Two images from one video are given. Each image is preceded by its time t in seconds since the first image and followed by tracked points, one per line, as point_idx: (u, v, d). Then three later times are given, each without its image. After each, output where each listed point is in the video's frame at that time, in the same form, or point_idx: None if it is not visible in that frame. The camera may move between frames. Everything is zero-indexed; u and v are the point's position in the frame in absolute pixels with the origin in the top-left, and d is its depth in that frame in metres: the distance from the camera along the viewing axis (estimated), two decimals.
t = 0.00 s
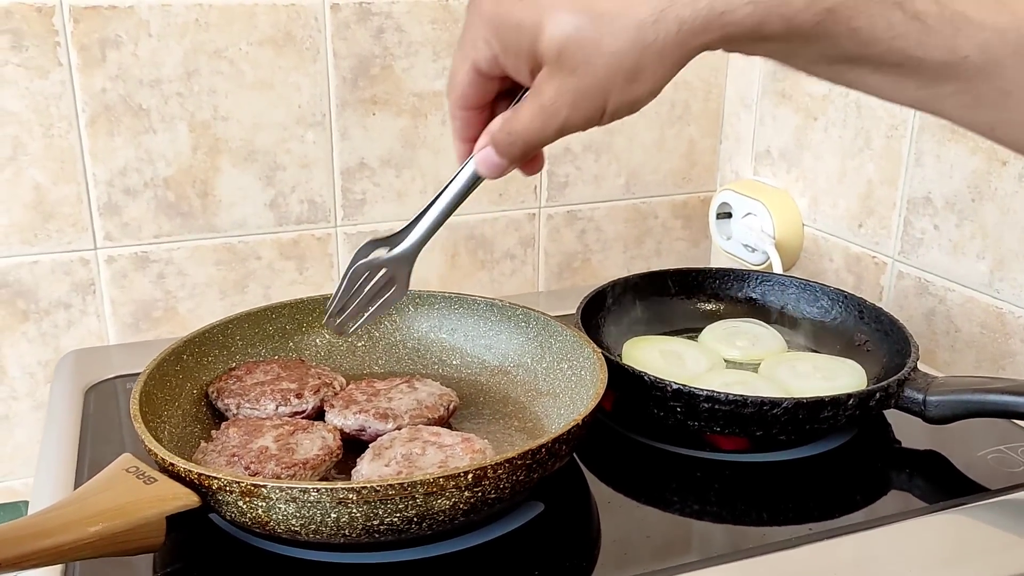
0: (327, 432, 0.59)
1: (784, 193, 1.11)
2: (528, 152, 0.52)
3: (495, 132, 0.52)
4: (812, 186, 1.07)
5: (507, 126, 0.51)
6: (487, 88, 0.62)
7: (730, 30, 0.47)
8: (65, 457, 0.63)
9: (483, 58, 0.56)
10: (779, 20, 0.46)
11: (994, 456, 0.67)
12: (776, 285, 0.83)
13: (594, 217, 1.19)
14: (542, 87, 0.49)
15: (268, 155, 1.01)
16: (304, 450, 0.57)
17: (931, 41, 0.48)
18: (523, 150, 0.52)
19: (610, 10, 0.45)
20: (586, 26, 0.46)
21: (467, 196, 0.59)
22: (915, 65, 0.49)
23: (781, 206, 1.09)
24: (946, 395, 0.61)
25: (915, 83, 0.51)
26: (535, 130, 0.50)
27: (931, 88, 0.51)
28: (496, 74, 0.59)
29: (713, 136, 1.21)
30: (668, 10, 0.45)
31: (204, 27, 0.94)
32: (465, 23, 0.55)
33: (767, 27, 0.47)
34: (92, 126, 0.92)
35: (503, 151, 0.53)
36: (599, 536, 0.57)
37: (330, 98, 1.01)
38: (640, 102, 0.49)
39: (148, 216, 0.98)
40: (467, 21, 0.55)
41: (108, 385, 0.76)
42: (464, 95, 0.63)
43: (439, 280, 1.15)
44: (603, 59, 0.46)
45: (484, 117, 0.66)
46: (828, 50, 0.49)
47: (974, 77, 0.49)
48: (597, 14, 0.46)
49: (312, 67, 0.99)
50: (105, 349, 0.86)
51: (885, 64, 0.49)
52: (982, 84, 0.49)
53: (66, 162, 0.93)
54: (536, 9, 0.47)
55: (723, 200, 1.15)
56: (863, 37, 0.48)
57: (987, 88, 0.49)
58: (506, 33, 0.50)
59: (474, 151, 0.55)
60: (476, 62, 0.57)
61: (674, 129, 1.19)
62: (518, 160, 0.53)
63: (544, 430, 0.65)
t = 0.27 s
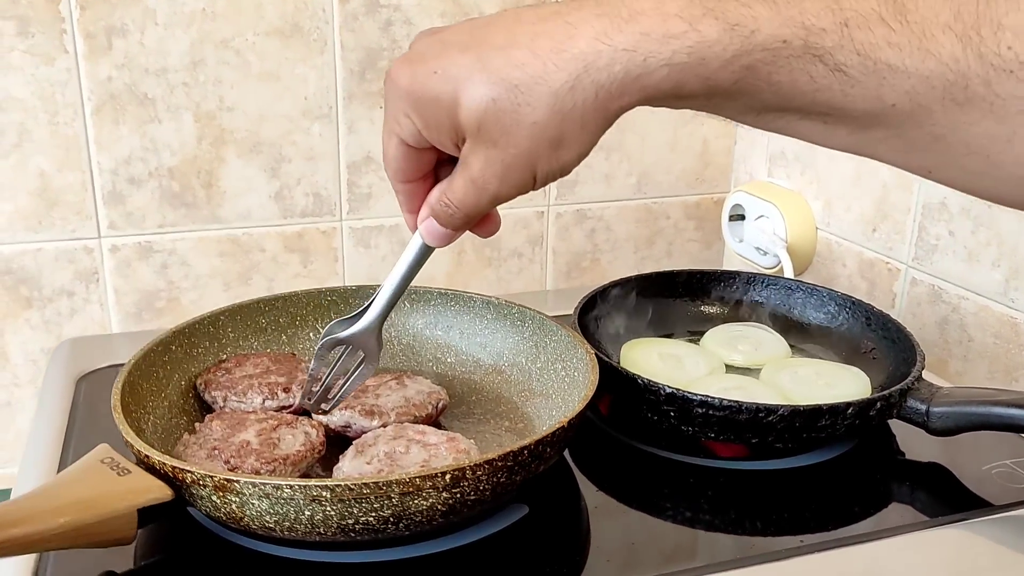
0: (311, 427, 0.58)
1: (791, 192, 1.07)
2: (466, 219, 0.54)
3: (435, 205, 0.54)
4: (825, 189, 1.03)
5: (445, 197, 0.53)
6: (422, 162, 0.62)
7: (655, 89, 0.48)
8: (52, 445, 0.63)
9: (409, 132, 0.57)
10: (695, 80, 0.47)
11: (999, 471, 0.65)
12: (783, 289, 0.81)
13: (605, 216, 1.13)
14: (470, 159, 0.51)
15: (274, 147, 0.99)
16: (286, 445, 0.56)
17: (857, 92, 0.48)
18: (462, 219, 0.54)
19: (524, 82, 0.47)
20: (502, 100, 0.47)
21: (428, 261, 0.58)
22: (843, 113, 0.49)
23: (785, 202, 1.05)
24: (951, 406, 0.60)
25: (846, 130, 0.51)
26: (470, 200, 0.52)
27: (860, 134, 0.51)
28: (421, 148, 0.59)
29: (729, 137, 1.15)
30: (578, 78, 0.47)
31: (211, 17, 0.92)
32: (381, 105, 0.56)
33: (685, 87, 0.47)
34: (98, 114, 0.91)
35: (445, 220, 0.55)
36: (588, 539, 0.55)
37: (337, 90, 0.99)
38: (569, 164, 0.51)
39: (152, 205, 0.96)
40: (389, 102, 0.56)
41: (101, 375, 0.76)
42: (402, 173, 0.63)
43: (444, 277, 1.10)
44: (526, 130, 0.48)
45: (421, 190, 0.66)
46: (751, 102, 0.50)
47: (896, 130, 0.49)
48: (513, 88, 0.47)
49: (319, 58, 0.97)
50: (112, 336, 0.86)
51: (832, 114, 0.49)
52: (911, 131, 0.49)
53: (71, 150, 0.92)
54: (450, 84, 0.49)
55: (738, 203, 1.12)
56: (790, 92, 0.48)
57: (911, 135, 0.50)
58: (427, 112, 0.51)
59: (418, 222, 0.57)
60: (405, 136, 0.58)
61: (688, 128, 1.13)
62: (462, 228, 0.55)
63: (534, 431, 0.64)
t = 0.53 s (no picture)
0: (300, 421, 0.57)
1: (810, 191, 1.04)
2: (451, 216, 0.52)
3: (419, 202, 0.53)
4: (842, 189, 1.00)
5: (428, 194, 0.52)
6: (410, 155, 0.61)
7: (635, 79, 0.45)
8: (42, 431, 0.63)
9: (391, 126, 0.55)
10: (679, 71, 0.45)
11: (1009, 482, 0.63)
12: (793, 290, 0.80)
13: (617, 212, 1.10)
14: (449, 155, 0.49)
15: (282, 137, 0.94)
16: (273, 438, 0.55)
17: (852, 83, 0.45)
18: (447, 215, 0.53)
19: (497, 74, 0.45)
20: (476, 93, 0.46)
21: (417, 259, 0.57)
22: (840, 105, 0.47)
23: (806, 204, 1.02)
24: (961, 415, 0.58)
25: (841, 120, 0.49)
26: (452, 196, 0.51)
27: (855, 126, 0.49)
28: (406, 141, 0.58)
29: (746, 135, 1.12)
30: (552, 68, 0.44)
31: (218, 3, 0.87)
32: (362, 100, 0.55)
33: (669, 79, 0.45)
34: (105, 100, 0.87)
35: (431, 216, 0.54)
36: (580, 542, 0.54)
37: (347, 80, 0.94)
38: (550, 158, 0.49)
39: (158, 192, 0.92)
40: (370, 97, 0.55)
41: (96, 362, 0.76)
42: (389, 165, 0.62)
43: (453, 270, 1.06)
44: (500, 125, 0.46)
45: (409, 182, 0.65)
46: (739, 93, 0.47)
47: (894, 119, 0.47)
48: (486, 80, 0.45)
49: (329, 48, 0.92)
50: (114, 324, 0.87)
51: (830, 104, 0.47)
52: (909, 122, 0.47)
53: (78, 135, 0.88)
54: (423, 80, 0.47)
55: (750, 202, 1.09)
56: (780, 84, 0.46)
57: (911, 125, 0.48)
58: (404, 107, 0.50)
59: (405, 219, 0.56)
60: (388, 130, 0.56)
61: (704, 125, 1.10)
62: (449, 225, 0.54)
63: (528, 429, 0.62)
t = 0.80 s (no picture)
0: (291, 415, 0.57)
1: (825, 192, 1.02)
2: (465, 207, 0.53)
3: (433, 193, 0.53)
4: (855, 188, 0.98)
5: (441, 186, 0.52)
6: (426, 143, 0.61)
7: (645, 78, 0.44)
8: (33, 419, 0.63)
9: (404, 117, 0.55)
10: (685, 71, 0.44)
11: (1016, 492, 0.61)
12: (800, 290, 0.78)
13: (626, 209, 1.09)
14: (461, 149, 0.49)
15: (287, 128, 0.93)
16: (262, 433, 0.54)
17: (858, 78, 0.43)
18: (461, 206, 0.53)
19: (505, 71, 0.45)
20: (485, 90, 0.45)
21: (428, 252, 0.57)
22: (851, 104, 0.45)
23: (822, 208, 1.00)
24: (967, 421, 0.57)
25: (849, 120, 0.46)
26: (465, 188, 0.51)
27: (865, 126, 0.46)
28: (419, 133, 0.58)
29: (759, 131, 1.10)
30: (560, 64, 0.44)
31: None
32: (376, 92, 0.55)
33: (677, 78, 0.44)
34: (108, 88, 0.86)
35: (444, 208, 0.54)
36: (573, 543, 0.52)
37: (353, 70, 0.92)
38: (562, 152, 0.48)
39: (162, 181, 0.91)
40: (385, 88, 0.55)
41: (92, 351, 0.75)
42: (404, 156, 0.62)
43: (458, 265, 1.05)
44: (511, 121, 0.46)
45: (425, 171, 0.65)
46: (748, 91, 0.45)
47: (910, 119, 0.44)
48: (494, 78, 0.45)
49: (335, 38, 0.91)
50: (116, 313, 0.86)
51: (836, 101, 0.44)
52: (923, 124, 0.44)
53: (82, 123, 0.87)
54: (433, 74, 0.47)
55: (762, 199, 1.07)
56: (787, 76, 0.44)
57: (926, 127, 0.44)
58: (416, 101, 0.50)
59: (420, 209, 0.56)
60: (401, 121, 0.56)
61: (716, 122, 1.08)
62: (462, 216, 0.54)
63: (524, 427, 0.61)
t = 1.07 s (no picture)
0: (296, 407, 0.57)
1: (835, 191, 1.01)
2: (540, 156, 0.45)
3: (499, 143, 0.46)
4: (865, 188, 0.97)
5: (513, 132, 0.45)
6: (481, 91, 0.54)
7: None
8: (41, 408, 0.63)
9: (466, 55, 0.48)
10: None
11: (1021, 493, 0.60)
12: (807, 289, 0.78)
13: (635, 206, 1.08)
14: (545, 81, 0.42)
15: (298, 121, 0.93)
16: (267, 424, 0.54)
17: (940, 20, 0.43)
18: (534, 156, 0.45)
19: None
20: (589, 2, 0.39)
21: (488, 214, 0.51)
22: (957, 46, 0.45)
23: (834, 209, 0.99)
24: (971, 422, 0.57)
25: (960, 67, 0.47)
26: (547, 130, 0.43)
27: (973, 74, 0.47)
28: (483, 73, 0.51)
29: (770, 129, 1.10)
30: None
31: None
32: (441, 21, 0.47)
33: None
34: (120, 80, 0.87)
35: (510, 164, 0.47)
36: (574, 538, 0.52)
37: (364, 65, 0.93)
38: (665, 79, 0.42)
39: (173, 174, 0.92)
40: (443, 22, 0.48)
41: (102, 341, 0.76)
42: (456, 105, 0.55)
43: (467, 261, 1.05)
44: (617, 39, 0.40)
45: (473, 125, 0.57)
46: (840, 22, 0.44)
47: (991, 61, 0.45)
48: None
49: (346, 33, 0.91)
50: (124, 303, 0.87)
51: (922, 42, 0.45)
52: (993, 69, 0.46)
53: (94, 114, 0.87)
54: None
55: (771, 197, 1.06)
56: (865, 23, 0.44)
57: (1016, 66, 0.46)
58: (494, 27, 0.42)
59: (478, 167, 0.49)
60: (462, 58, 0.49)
61: (726, 121, 1.08)
62: (530, 171, 0.47)
63: (528, 421, 0.61)
